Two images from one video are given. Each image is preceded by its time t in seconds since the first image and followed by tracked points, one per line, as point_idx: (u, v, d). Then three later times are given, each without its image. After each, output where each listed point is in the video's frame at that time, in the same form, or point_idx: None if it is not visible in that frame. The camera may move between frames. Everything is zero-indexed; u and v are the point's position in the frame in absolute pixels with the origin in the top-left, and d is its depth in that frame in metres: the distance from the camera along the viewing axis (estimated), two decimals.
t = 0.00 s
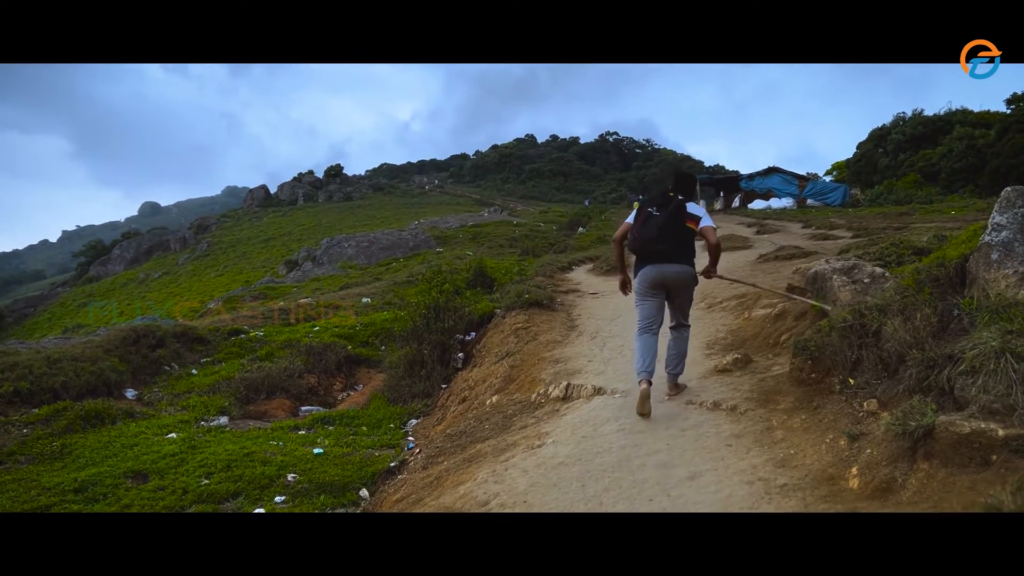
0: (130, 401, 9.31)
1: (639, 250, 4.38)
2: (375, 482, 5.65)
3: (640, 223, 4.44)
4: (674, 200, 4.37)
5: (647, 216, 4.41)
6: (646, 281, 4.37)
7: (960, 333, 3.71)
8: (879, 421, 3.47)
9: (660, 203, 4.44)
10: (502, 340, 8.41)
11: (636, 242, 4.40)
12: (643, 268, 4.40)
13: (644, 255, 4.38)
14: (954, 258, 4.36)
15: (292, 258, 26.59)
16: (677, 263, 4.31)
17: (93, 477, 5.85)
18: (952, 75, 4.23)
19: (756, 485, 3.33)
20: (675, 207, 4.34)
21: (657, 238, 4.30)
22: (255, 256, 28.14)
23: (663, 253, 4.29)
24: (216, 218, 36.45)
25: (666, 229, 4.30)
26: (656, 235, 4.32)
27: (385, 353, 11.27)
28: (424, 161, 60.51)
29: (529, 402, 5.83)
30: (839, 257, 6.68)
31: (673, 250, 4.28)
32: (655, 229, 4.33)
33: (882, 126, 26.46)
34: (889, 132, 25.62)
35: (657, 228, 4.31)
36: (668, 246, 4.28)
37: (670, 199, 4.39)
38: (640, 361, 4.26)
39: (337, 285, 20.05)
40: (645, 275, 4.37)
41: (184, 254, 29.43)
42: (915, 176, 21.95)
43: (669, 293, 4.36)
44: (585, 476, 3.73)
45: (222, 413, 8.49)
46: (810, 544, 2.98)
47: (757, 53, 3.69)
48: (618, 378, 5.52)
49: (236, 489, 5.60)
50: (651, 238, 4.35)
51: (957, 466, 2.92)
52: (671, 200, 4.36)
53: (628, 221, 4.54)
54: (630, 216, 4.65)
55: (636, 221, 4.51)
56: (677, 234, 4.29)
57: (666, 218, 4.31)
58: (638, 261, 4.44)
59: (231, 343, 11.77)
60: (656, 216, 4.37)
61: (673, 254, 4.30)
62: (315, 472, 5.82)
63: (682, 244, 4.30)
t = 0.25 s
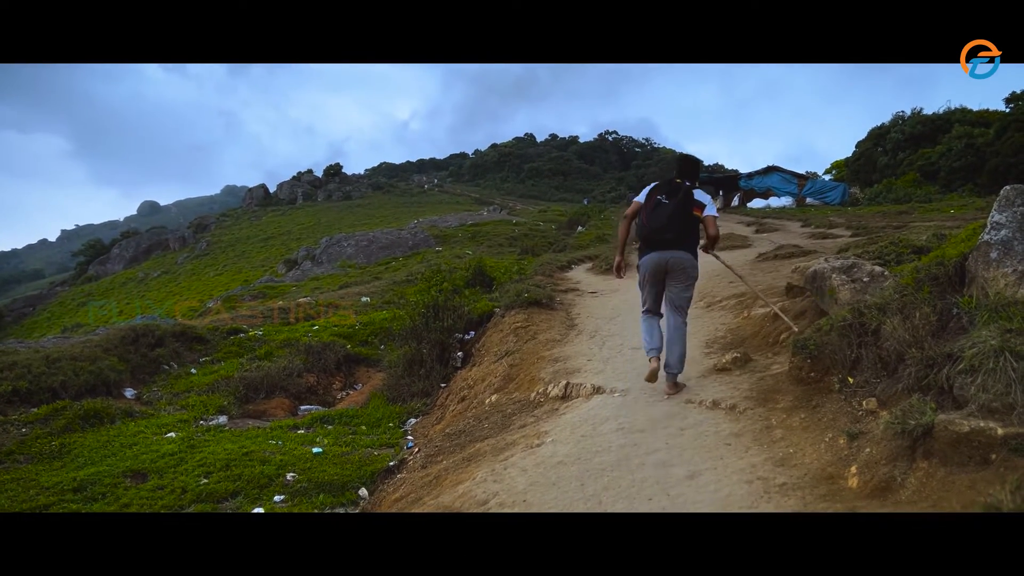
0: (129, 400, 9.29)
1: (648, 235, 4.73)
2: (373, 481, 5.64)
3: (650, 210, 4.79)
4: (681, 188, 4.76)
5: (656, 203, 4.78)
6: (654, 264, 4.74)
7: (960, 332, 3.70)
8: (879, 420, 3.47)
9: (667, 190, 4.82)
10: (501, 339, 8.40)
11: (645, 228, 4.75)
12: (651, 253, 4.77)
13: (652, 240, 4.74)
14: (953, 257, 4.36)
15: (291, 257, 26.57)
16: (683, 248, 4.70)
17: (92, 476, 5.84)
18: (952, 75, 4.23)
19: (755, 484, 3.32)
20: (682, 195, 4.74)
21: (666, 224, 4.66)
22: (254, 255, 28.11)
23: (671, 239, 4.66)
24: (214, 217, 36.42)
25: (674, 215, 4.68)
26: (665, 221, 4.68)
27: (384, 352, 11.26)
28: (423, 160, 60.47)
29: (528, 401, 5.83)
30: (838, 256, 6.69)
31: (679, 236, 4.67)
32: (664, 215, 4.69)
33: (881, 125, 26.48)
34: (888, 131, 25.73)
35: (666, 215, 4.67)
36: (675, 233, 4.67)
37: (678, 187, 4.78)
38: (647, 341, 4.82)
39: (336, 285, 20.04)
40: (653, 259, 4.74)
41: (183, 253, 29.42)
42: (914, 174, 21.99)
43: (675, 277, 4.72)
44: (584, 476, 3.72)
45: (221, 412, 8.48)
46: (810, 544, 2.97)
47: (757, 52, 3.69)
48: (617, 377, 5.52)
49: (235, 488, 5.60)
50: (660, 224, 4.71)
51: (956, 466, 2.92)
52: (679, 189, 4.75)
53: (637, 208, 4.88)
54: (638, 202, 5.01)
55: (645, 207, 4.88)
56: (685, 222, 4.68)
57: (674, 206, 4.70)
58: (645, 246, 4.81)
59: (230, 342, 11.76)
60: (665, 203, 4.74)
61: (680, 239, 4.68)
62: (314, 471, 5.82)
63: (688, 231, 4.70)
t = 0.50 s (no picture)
0: (128, 401, 9.28)
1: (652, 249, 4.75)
2: (372, 482, 5.63)
3: (653, 223, 4.80)
4: (681, 197, 4.76)
5: (658, 215, 4.77)
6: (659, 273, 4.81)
7: (959, 332, 3.69)
8: (879, 420, 3.47)
9: (668, 200, 4.81)
10: (500, 339, 8.40)
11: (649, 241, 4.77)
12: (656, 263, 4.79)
13: (657, 251, 4.77)
14: (953, 257, 4.36)
15: (290, 257, 26.55)
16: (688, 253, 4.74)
17: (90, 477, 5.83)
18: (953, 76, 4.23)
19: (755, 484, 3.32)
20: (683, 203, 4.74)
21: (671, 236, 4.68)
22: (253, 255, 28.08)
23: (676, 249, 4.69)
24: (213, 217, 36.40)
25: (678, 226, 4.70)
26: (668, 233, 4.70)
27: (383, 353, 11.25)
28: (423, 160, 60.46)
29: (527, 401, 5.83)
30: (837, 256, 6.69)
31: (684, 245, 4.70)
32: (667, 227, 4.71)
33: (880, 125, 26.54)
34: (887, 131, 25.77)
35: (670, 226, 4.68)
36: (681, 244, 4.70)
37: (677, 196, 4.77)
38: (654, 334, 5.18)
39: (335, 285, 20.02)
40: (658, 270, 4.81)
41: (182, 254, 29.41)
42: (913, 174, 22.01)
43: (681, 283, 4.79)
44: (583, 476, 3.72)
45: (220, 413, 8.47)
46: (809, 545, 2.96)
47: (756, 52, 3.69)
48: (616, 377, 5.51)
49: (234, 489, 5.59)
50: (665, 236, 4.73)
51: (955, 466, 2.92)
52: (678, 197, 4.73)
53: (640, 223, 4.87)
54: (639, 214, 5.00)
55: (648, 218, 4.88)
56: (688, 231, 4.71)
57: (677, 216, 4.71)
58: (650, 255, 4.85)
59: (229, 342, 11.75)
60: (667, 213, 4.74)
61: (684, 247, 4.72)
62: (313, 472, 5.81)
63: (692, 239, 4.74)
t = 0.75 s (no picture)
0: (128, 402, 9.28)
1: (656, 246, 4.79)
2: (373, 483, 5.63)
3: (655, 221, 4.88)
4: (679, 195, 4.86)
5: (659, 213, 4.86)
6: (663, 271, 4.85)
7: (960, 334, 3.68)
8: (879, 421, 3.47)
9: (666, 199, 4.91)
10: (500, 341, 8.40)
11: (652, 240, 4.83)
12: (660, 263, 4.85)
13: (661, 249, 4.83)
14: (953, 259, 4.36)
15: (289, 258, 26.55)
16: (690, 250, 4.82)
17: (90, 478, 5.82)
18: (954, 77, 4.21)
19: (755, 486, 3.32)
20: (681, 201, 4.85)
21: (674, 232, 4.76)
22: (253, 256, 28.08)
23: (680, 244, 4.76)
24: (213, 218, 36.41)
25: (680, 222, 4.78)
26: (671, 230, 4.77)
27: (383, 354, 11.25)
28: (423, 161, 60.47)
29: (527, 402, 5.83)
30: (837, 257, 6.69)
31: (687, 241, 4.78)
32: (670, 224, 4.78)
33: (879, 126, 26.57)
34: (887, 132, 25.79)
35: (672, 223, 4.76)
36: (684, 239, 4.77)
37: (675, 194, 4.88)
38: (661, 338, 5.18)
39: (335, 286, 20.03)
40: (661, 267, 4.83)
41: (181, 255, 29.43)
42: (913, 175, 22.02)
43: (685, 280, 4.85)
44: (583, 478, 3.71)
45: (220, 414, 8.47)
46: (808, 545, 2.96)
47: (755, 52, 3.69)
48: (617, 379, 5.51)
49: (234, 490, 5.58)
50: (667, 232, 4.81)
51: (956, 467, 2.92)
52: (676, 196, 4.85)
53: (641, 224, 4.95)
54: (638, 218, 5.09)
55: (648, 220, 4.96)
56: (689, 227, 4.80)
57: (677, 213, 4.81)
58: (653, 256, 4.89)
59: (229, 343, 11.75)
60: (667, 211, 4.83)
61: (687, 243, 4.79)
62: (313, 473, 5.81)
63: (693, 236, 4.82)
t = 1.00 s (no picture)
0: (129, 405, 9.27)
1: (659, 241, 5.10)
2: (374, 487, 5.62)
3: (655, 214, 5.16)
4: (676, 187, 5.14)
5: (658, 206, 5.15)
6: (664, 261, 5.16)
7: (961, 338, 3.68)
8: (881, 425, 3.46)
9: (663, 191, 5.18)
10: (501, 343, 8.40)
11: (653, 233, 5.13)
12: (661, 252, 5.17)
13: (662, 240, 5.15)
14: (954, 262, 4.36)
15: (290, 261, 26.56)
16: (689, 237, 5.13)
17: (91, 482, 5.81)
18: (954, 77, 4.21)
19: (756, 490, 3.31)
20: (678, 193, 5.11)
21: (674, 224, 5.05)
22: (253, 258, 28.09)
23: (680, 235, 5.07)
24: (214, 221, 36.43)
25: (678, 213, 5.07)
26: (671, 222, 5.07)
27: (384, 357, 11.25)
28: (423, 164, 60.55)
29: (528, 406, 5.82)
30: (838, 260, 6.70)
31: (686, 230, 5.09)
32: (669, 217, 5.07)
33: (880, 128, 26.57)
34: (888, 135, 25.81)
35: (672, 216, 5.04)
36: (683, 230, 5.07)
37: (672, 186, 5.13)
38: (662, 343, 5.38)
39: (336, 289, 20.02)
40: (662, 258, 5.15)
41: (182, 258, 29.45)
42: (914, 177, 22.03)
43: (686, 267, 5.17)
44: (584, 482, 3.71)
45: (221, 417, 8.46)
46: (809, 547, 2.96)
47: (755, 53, 3.69)
48: (617, 382, 5.50)
49: (235, 494, 5.57)
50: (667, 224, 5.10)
51: (957, 471, 2.91)
52: (673, 188, 5.10)
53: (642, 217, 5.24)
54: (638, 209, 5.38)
55: (649, 212, 5.25)
56: (687, 217, 5.09)
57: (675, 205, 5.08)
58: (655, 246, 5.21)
59: (230, 346, 11.75)
60: (666, 204, 5.11)
61: (686, 232, 5.11)
62: (314, 476, 5.81)
63: (691, 225, 5.12)
